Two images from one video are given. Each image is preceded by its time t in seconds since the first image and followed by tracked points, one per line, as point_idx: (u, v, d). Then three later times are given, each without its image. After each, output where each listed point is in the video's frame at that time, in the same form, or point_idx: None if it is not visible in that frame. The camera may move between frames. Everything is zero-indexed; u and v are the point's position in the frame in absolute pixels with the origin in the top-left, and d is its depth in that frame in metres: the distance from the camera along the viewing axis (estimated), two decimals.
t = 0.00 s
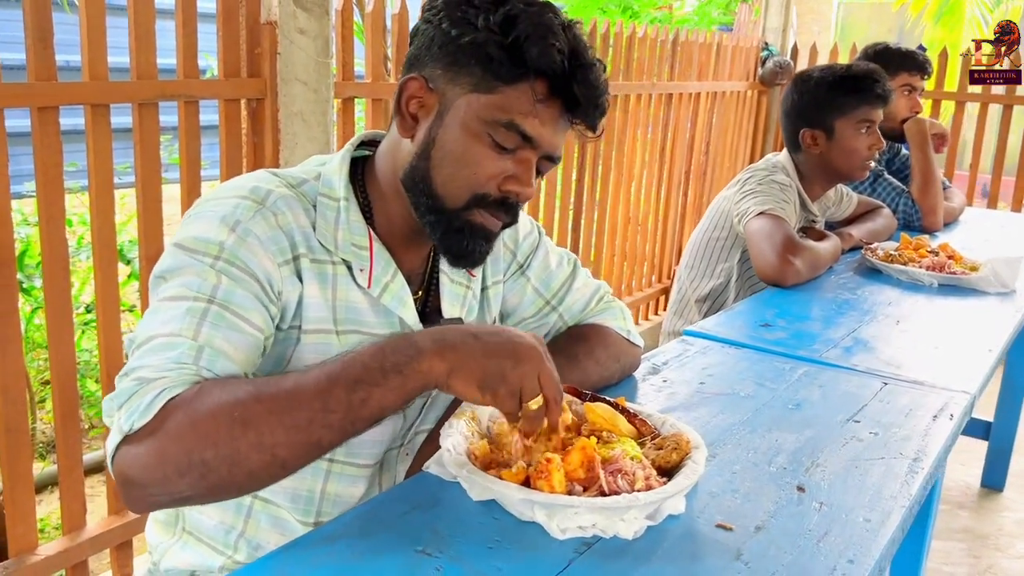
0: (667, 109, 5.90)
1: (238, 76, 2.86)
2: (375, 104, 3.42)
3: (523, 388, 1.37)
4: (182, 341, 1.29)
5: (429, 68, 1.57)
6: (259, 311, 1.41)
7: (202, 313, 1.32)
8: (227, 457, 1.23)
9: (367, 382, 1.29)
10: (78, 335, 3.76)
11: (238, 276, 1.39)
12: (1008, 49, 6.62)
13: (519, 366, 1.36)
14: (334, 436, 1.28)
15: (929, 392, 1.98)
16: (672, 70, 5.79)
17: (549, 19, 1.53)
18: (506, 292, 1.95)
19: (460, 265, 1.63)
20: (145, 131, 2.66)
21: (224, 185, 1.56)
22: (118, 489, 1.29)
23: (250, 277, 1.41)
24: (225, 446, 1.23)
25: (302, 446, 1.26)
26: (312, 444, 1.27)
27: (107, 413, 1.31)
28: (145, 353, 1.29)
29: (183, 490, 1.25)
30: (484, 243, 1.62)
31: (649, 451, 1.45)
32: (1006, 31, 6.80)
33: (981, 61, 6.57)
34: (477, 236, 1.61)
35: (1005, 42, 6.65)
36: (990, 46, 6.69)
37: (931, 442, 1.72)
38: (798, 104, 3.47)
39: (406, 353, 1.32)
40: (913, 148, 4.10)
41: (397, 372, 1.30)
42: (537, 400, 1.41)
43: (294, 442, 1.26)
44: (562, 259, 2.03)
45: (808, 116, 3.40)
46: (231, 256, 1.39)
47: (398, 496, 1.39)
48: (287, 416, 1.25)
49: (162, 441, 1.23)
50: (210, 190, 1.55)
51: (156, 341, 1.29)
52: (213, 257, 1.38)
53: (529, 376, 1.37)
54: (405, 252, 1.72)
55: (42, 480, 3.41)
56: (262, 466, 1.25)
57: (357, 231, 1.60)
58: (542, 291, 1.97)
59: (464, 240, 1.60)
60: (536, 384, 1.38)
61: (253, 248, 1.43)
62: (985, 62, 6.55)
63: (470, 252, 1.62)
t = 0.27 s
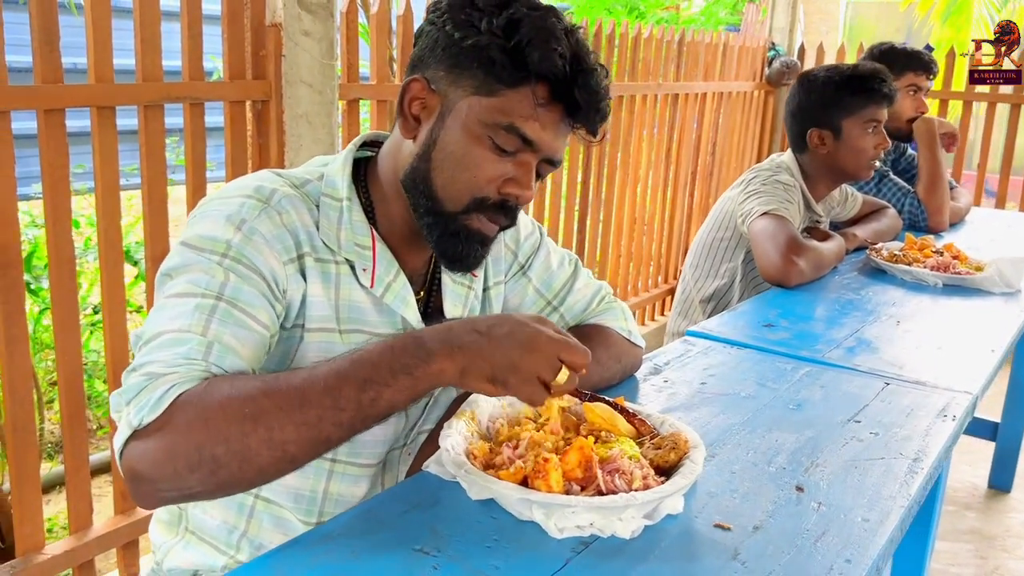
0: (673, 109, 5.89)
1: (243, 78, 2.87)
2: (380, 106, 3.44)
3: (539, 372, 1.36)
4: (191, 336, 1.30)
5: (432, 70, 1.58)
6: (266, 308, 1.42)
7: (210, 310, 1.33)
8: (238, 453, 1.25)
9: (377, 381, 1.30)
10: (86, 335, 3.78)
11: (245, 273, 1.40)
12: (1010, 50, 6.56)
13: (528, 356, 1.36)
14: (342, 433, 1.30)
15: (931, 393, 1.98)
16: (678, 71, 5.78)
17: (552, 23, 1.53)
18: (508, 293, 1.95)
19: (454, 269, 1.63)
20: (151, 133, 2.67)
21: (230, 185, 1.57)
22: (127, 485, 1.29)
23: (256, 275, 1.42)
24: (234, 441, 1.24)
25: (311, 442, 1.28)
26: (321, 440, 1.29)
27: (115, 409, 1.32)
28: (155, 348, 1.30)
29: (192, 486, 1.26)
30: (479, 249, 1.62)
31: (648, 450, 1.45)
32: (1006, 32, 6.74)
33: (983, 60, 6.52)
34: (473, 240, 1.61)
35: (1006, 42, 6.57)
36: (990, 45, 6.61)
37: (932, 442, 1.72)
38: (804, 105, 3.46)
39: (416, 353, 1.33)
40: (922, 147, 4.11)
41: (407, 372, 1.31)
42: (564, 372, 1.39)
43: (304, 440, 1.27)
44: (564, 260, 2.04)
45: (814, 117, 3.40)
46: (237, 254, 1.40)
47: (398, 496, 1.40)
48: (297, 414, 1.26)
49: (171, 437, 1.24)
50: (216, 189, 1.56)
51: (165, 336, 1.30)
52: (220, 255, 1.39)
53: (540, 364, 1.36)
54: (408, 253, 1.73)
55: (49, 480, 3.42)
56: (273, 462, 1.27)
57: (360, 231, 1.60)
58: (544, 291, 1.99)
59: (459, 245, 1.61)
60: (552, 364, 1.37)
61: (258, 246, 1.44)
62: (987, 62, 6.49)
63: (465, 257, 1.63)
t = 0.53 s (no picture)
0: (680, 110, 5.89)
1: (250, 80, 2.88)
2: (388, 108, 3.46)
3: (527, 357, 1.39)
4: (191, 338, 1.31)
5: (437, 71, 1.59)
6: (268, 308, 1.42)
7: (211, 311, 1.34)
8: (235, 447, 1.25)
9: (370, 366, 1.30)
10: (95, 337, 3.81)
11: (247, 274, 1.41)
12: (1009, 49, 6.73)
13: (521, 338, 1.38)
14: (337, 423, 1.30)
15: (936, 394, 1.98)
16: (685, 72, 5.78)
17: (556, 27, 1.53)
18: (513, 293, 1.97)
19: (460, 269, 1.63)
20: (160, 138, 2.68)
21: (235, 187, 1.58)
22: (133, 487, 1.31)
23: (259, 276, 1.43)
24: (232, 437, 1.25)
25: (307, 433, 1.28)
26: (317, 430, 1.28)
27: (119, 412, 1.34)
28: (156, 351, 1.32)
29: (195, 484, 1.27)
30: (485, 249, 1.63)
31: (651, 450, 1.46)
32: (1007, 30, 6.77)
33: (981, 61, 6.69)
34: (478, 241, 1.62)
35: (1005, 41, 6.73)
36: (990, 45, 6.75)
37: (937, 442, 1.72)
38: (810, 106, 3.45)
39: (408, 336, 1.33)
40: (931, 149, 4.10)
41: (398, 356, 1.31)
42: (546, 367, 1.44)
43: (299, 430, 1.27)
44: (568, 261, 2.06)
45: (821, 118, 3.39)
46: (240, 256, 1.41)
47: (402, 496, 1.40)
48: (291, 404, 1.26)
49: (172, 436, 1.25)
50: (220, 192, 1.57)
51: (166, 338, 1.31)
52: (223, 256, 1.40)
53: (532, 347, 1.39)
54: (414, 254, 1.74)
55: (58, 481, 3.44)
56: (271, 454, 1.27)
57: (365, 231, 1.61)
58: (548, 292, 1.99)
59: (464, 246, 1.61)
60: (540, 353, 1.40)
61: (262, 247, 1.45)
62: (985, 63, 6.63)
63: (470, 258, 1.63)
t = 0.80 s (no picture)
0: (684, 111, 5.89)
1: (255, 80, 2.88)
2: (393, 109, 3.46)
3: (529, 374, 1.38)
4: (196, 340, 1.32)
5: (440, 71, 1.59)
6: (273, 311, 1.43)
7: (216, 314, 1.34)
8: (239, 452, 1.26)
9: (374, 377, 1.32)
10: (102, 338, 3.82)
11: (252, 276, 1.41)
12: (1008, 49, 6.58)
13: (520, 354, 1.37)
14: (341, 431, 1.31)
15: (940, 393, 1.98)
16: (690, 72, 5.78)
17: (558, 27, 1.54)
18: (515, 293, 1.97)
19: (463, 265, 1.63)
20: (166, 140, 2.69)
21: (240, 188, 1.59)
22: (133, 486, 1.31)
23: (264, 278, 1.43)
24: (235, 441, 1.26)
25: (311, 441, 1.29)
26: (321, 437, 1.30)
27: (122, 411, 1.34)
28: (160, 352, 1.32)
29: (196, 485, 1.27)
30: (487, 245, 1.63)
31: (653, 449, 1.46)
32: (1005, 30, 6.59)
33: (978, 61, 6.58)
34: (479, 237, 1.62)
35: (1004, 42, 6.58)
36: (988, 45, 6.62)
37: (940, 441, 1.72)
38: (814, 105, 3.45)
39: (411, 350, 1.34)
40: (936, 150, 4.12)
41: (402, 368, 1.33)
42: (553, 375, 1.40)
43: (304, 438, 1.28)
44: (571, 260, 2.06)
45: (825, 117, 3.38)
46: (245, 258, 1.42)
47: (405, 493, 1.41)
48: (296, 411, 1.28)
49: (176, 437, 1.26)
50: (225, 193, 1.57)
51: (170, 340, 1.32)
52: (228, 258, 1.40)
53: (534, 366, 1.38)
54: (417, 253, 1.75)
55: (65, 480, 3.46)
56: (275, 459, 1.28)
57: (369, 232, 1.62)
58: (551, 291, 2.00)
59: (466, 241, 1.62)
60: (541, 366, 1.39)
61: (267, 248, 1.46)
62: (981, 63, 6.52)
63: (473, 253, 1.63)
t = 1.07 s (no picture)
0: (688, 111, 5.89)
1: (260, 82, 2.88)
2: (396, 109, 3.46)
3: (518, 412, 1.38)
4: (193, 339, 1.32)
5: (444, 72, 1.59)
6: (271, 313, 1.43)
7: (214, 313, 1.35)
8: (231, 455, 1.26)
9: (369, 394, 1.33)
10: (106, 338, 3.83)
11: (251, 276, 1.42)
12: (1009, 49, 6.59)
13: (515, 391, 1.38)
14: (332, 442, 1.32)
15: (944, 393, 1.97)
16: (694, 73, 5.77)
17: (563, 27, 1.54)
18: (519, 293, 1.98)
19: (457, 270, 1.64)
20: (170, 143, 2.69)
21: (242, 188, 1.60)
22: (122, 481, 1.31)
23: (264, 278, 1.44)
24: (228, 445, 1.26)
25: (303, 451, 1.30)
26: (312, 448, 1.30)
27: (115, 405, 1.34)
28: (155, 349, 1.32)
29: (186, 485, 1.27)
30: (480, 250, 1.64)
31: (656, 449, 1.46)
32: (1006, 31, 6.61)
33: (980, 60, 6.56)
34: (472, 242, 1.63)
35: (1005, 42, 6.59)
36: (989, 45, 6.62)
37: (943, 441, 1.71)
38: (817, 105, 3.44)
39: (409, 368, 1.36)
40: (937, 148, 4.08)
41: (398, 385, 1.34)
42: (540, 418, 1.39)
43: (295, 447, 1.29)
44: (574, 261, 2.06)
45: (828, 117, 3.38)
46: (245, 257, 1.43)
47: (407, 493, 1.41)
48: (292, 420, 1.28)
49: (171, 435, 1.26)
50: (226, 193, 1.58)
51: (167, 337, 1.32)
52: (228, 257, 1.41)
53: (523, 402, 1.38)
54: (420, 254, 1.75)
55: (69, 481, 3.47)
56: (264, 466, 1.28)
57: (371, 232, 1.62)
58: (554, 291, 2.00)
59: (460, 247, 1.62)
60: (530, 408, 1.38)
61: (267, 249, 1.46)
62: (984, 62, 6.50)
63: (467, 258, 1.64)
